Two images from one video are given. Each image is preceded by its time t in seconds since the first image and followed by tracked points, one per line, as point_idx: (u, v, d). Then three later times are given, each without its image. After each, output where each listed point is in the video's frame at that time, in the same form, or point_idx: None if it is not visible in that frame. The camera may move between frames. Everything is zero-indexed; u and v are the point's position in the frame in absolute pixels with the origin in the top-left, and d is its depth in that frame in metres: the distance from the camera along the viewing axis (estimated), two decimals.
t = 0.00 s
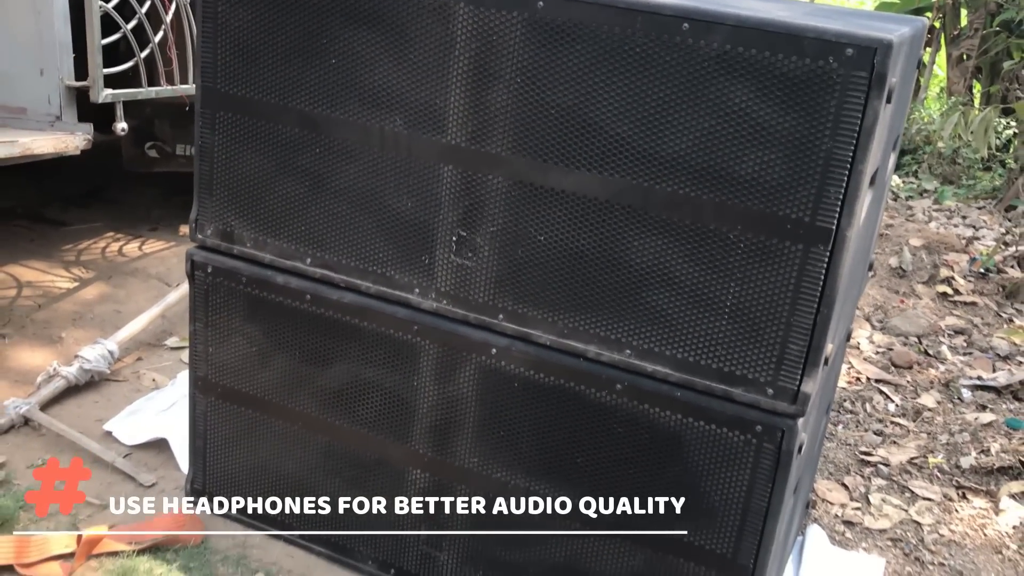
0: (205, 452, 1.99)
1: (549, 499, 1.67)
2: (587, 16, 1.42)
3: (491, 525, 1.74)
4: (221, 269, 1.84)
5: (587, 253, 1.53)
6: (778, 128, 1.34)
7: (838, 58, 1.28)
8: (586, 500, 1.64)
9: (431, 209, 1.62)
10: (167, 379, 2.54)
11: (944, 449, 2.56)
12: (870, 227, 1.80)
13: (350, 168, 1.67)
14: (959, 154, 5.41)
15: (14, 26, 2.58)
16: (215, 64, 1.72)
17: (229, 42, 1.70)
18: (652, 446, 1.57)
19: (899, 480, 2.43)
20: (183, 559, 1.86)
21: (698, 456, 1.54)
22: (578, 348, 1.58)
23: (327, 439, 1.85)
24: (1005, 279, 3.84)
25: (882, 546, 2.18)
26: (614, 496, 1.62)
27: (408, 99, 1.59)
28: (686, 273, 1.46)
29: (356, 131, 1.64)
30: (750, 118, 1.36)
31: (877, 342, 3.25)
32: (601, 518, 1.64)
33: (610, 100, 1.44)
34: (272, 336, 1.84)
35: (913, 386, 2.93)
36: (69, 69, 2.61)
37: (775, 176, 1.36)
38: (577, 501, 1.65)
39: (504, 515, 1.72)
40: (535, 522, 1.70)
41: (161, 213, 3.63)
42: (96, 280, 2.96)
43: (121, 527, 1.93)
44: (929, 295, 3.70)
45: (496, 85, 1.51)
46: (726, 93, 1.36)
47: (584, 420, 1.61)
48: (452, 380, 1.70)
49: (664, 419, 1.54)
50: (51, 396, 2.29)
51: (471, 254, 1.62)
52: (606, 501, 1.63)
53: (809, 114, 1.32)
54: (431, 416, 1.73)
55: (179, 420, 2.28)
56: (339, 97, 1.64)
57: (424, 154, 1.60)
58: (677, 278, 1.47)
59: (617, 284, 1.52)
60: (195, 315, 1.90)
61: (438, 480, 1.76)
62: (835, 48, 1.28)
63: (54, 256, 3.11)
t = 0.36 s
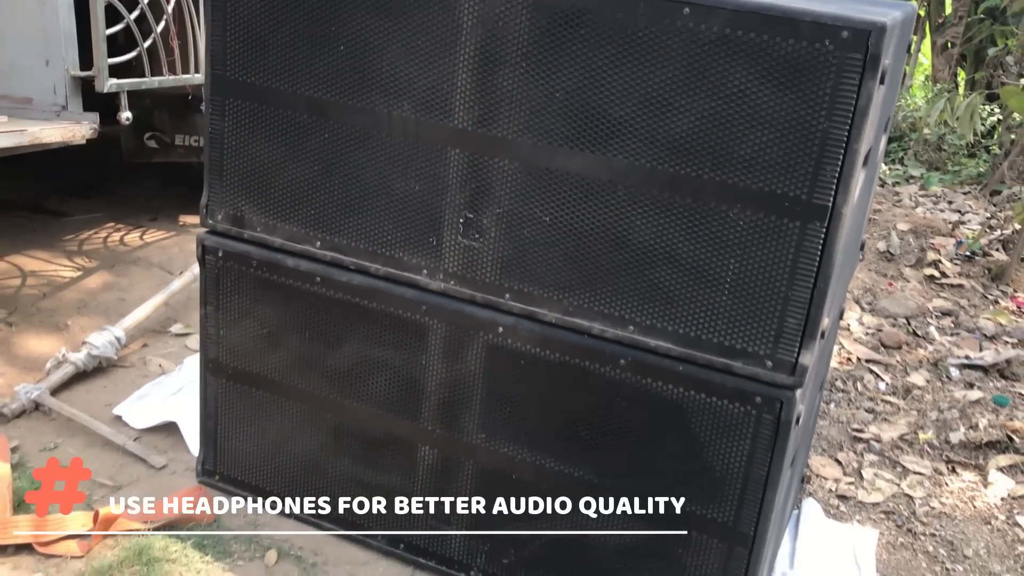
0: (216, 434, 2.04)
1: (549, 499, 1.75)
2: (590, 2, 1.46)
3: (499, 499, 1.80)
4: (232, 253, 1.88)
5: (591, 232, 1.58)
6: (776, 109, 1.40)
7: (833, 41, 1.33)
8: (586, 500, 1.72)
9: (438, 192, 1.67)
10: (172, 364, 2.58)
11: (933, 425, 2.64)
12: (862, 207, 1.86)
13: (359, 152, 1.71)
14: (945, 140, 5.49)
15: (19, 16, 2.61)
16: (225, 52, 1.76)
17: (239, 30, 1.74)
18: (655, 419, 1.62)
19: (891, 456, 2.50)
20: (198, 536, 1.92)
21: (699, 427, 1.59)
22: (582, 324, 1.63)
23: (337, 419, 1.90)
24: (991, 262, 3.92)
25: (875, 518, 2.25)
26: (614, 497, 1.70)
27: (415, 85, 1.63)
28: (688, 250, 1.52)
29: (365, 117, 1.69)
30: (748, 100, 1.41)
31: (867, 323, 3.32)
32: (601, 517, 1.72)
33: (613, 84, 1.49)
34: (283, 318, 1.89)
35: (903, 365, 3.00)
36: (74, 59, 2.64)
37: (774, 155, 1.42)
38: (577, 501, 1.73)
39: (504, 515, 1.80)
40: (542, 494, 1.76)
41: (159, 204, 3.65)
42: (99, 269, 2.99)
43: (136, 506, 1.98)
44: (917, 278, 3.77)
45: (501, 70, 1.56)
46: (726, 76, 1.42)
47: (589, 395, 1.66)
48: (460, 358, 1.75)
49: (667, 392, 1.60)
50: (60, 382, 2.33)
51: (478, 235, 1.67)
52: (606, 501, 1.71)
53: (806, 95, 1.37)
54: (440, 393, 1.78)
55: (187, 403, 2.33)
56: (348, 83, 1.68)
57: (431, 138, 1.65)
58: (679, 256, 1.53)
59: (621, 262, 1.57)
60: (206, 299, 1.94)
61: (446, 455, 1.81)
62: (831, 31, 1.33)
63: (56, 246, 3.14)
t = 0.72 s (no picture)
0: (221, 412, 2.08)
1: (547, 479, 1.82)
2: None
3: (499, 470, 1.85)
4: (236, 235, 1.92)
5: (588, 209, 1.63)
6: (766, 88, 1.45)
7: (821, 21, 1.39)
8: (586, 501, 1.80)
9: (438, 171, 1.72)
10: (173, 348, 2.62)
11: (917, 398, 2.71)
12: (848, 184, 1.92)
13: (360, 134, 1.75)
14: (927, 125, 5.58)
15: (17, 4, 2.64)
16: (227, 37, 1.80)
17: (240, 15, 1.77)
18: (650, 389, 1.68)
19: (876, 428, 2.58)
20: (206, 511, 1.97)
21: (693, 396, 1.65)
22: (580, 299, 1.69)
23: (340, 395, 1.95)
24: (972, 242, 4.00)
25: (862, 487, 2.33)
26: (612, 475, 1.76)
27: (415, 67, 1.67)
28: (682, 225, 1.57)
29: (366, 99, 1.73)
30: (740, 79, 1.46)
31: (852, 302, 3.40)
32: (601, 517, 1.80)
33: (608, 65, 1.54)
34: (286, 298, 1.93)
35: (887, 342, 3.08)
36: (73, 47, 2.67)
37: (764, 133, 1.47)
38: (576, 481, 1.80)
39: (503, 514, 1.88)
40: (541, 465, 1.82)
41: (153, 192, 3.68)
42: (96, 255, 3.02)
43: (144, 482, 2.03)
44: (900, 258, 3.85)
45: (500, 52, 1.61)
46: (718, 57, 1.47)
47: (587, 367, 1.72)
48: (460, 333, 1.80)
49: (662, 363, 1.66)
50: (63, 365, 2.37)
51: (477, 213, 1.72)
52: (604, 480, 1.77)
53: (795, 74, 1.43)
54: (441, 368, 1.84)
55: (189, 385, 2.37)
56: (349, 66, 1.72)
57: (431, 119, 1.69)
58: (673, 231, 1.58)
59: (617, 238, 1.63)
60: (210, 280, 1.99)
61: (448, 429, 1.87)
62: (818, 12, 1.39)
63: (52, 233, 3.17)
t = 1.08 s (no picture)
0: (217, 394, 2.12)
1: (538, 456, 1.87)
2: None
3: (492, 447, 1.90)
4: (232, 220, 1.96)
5: (577, 192, 1.68)
6: (749, 73, 1.51)
7: (801, 8, 1.44)
8: (586, 501, 1.87)
9: (431, 156, 1.76)
10: (167, 333, 2.65)
11: (897, 379, 2.79)
12: (829, 167, 1.98)
13: (354, 120, 1.79)
14: (907, 114, 5.66)
15: None
16: (223, 24, 1.84)
17: (235, 3, 1.81)
18: (638, 366, 1.73)
19: (857, 408, 2.65)
20: (203, 491, 2.02)
21: (679, 373, 1.71)
22: (570, 279, 1.74)
23: (335, 375, 1.99)
24: (951, 228, 4.08)
25: (843, 464, 2.40)
26: (601, 451, 1.82)
27: (408, 54, 1.71)
28: (668, 206, 1.63)
29: (360, 85, 1.77)
30: (724, 64, 1.52)
31: (833, 287, 3.47)
32: (600, 516, 1.87)
33: (596, 51, 1.59)
34: (281, 281, 1.97)
35: (868, 325, 3.15)
36: (66, 36, 2.69)
37: (747, 116, 1.53)
38: (566, 456, 1.85)
39: (503, 514, 1.95)
40: (532, 442, 1.87)
41: (143, 182, 3.70)
42: (88, 243, 3.04)
43: (143, 463, 2.07)
44: (880, 244, 3.93)
45: (491, 39, 1.65)
46: (703, 42, 1.52)
47: (576, 345, 1.77)
48: (453, 314, 1.84)
49: (649, 341, 1.71)
50: (59, 350, 2.40)
51: (469, 197, 1.76)
52: (593, 456, 1.83)
53: (776, 59, 1.48)
54: (434, 348, 1.88)
55: (185, 369, 2.40)
56: (343, 52, 1.76)
57: (424, 105, 1.73)
58: (660, 212, 1.64)
59: (605, 220, 1.68)
60: (206, 264, 2.02)
61: (440, 408, 1.91)
62: None
63: (44, 222, 3.18)
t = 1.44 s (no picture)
0: (218, 384, 2.15)
1: (536, 443, 1.91)
2: None
3: (489, 435, 1.94)
4: (232, 212, 1.99)
5: (573, 183, 1.72)
6: (741, 67, 1.54)
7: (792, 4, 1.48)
8: (586, 500, 1.92)
9: (429, 148, 1.79)
10: (165, 326, 2.68)
11: (885, 368, 2.84)
12: (818, 159, 2.02)
13: (354, 113, 1.83)
14: (894, 109, 5.72)
15: None
16: (223, 20, 1.86)
17: None
18: (632, 353, 1.77)
19: (846, 397, 2.70)
20: (205, 480, 2.04)
21: (673, 360, 1.75)
22: (565, 270, 1.78)
23: (334, 365, 2.02)
24: (937, 221, 4.14)
25: (833, 451, 2.45)
26: (597, 436, 1.86)
27: (406, 48, 1.75)
28: (661, 197, 1.66)
29: (359, 79, 1.80)
30: (716, 57, 1.56)
31: (822, 279, 3.53)
32: (601, 516, 1.92)
33: (592, 45, 1.62)
34: (281, 272, 2.00)
35: (856, 316, 3.21)
36: (64, 31, 2.71)
37: (739, 109, 1.57)
38: (562, 443, 1.89)
39: (504, 514, 2.00)
40: (528, 429, 1.90)
41: (138, 177, 3.72)
42: (85, 238, 3.06)
43: (144, 453, 2.09)
44: (868, 238, 3.98)
45: (488, 33, 1.68)
46: (695, 36, 1.56)
47: (572, 334, 1.81)
48: (451, 304, 1.88)
49: (643, 329, 1.75)
50: (59, 343, 2.42)
51: (467, 189, 1.80)
52: (589, 442, 1.87)
53: (767, 53, 1.52)
54: (432, 338, 1.92)
55: (184, 361, 2.43)
56: (342, 47, 1.79)
57: (422, 99, 1.77)
58: (653, 203, 1.67)
59: (600, 210, 1.72)
60: (207, 256, 2.05)
61: (439, 396, 1.95)
62: None
63: (40, 217, 3.20)
